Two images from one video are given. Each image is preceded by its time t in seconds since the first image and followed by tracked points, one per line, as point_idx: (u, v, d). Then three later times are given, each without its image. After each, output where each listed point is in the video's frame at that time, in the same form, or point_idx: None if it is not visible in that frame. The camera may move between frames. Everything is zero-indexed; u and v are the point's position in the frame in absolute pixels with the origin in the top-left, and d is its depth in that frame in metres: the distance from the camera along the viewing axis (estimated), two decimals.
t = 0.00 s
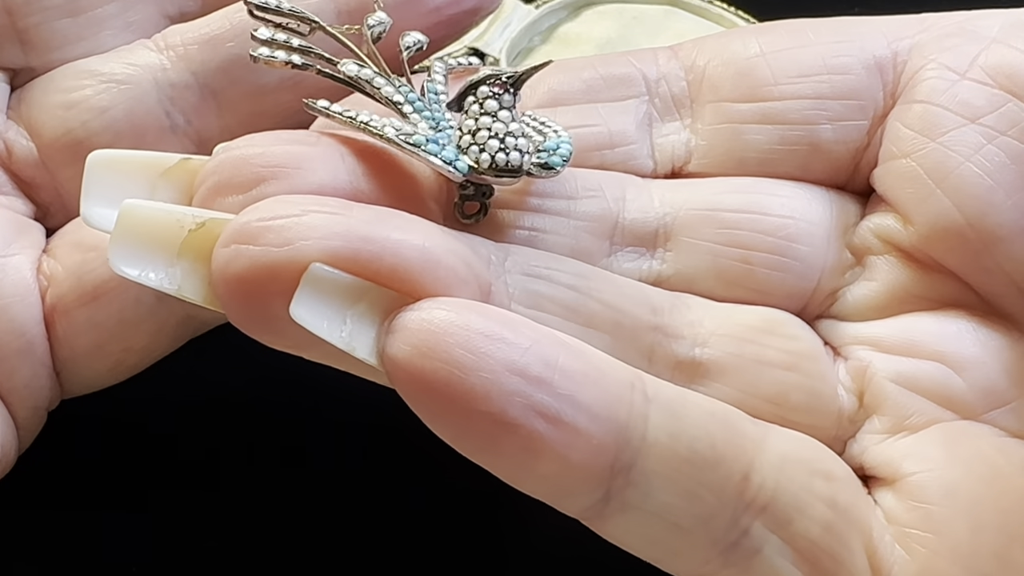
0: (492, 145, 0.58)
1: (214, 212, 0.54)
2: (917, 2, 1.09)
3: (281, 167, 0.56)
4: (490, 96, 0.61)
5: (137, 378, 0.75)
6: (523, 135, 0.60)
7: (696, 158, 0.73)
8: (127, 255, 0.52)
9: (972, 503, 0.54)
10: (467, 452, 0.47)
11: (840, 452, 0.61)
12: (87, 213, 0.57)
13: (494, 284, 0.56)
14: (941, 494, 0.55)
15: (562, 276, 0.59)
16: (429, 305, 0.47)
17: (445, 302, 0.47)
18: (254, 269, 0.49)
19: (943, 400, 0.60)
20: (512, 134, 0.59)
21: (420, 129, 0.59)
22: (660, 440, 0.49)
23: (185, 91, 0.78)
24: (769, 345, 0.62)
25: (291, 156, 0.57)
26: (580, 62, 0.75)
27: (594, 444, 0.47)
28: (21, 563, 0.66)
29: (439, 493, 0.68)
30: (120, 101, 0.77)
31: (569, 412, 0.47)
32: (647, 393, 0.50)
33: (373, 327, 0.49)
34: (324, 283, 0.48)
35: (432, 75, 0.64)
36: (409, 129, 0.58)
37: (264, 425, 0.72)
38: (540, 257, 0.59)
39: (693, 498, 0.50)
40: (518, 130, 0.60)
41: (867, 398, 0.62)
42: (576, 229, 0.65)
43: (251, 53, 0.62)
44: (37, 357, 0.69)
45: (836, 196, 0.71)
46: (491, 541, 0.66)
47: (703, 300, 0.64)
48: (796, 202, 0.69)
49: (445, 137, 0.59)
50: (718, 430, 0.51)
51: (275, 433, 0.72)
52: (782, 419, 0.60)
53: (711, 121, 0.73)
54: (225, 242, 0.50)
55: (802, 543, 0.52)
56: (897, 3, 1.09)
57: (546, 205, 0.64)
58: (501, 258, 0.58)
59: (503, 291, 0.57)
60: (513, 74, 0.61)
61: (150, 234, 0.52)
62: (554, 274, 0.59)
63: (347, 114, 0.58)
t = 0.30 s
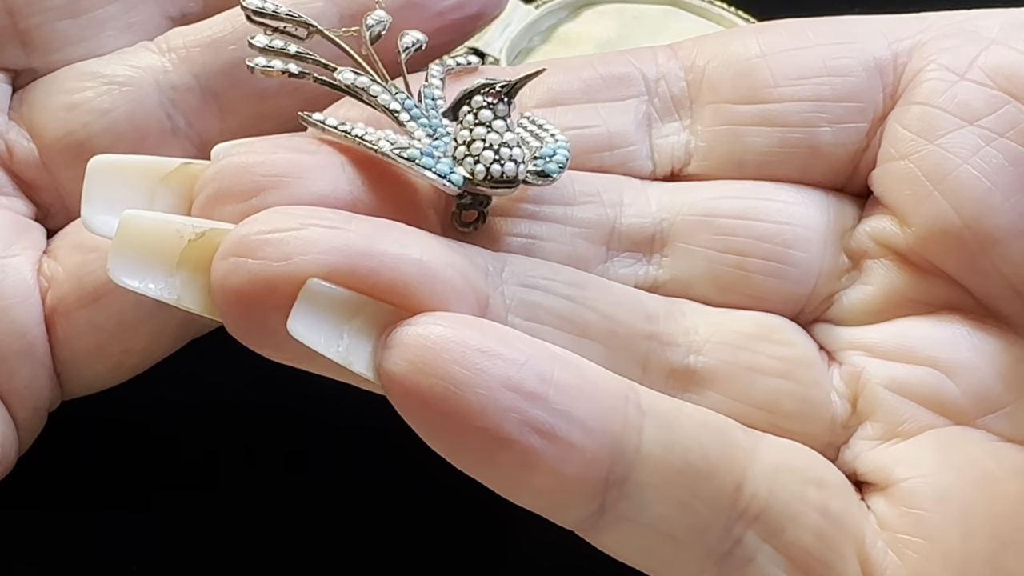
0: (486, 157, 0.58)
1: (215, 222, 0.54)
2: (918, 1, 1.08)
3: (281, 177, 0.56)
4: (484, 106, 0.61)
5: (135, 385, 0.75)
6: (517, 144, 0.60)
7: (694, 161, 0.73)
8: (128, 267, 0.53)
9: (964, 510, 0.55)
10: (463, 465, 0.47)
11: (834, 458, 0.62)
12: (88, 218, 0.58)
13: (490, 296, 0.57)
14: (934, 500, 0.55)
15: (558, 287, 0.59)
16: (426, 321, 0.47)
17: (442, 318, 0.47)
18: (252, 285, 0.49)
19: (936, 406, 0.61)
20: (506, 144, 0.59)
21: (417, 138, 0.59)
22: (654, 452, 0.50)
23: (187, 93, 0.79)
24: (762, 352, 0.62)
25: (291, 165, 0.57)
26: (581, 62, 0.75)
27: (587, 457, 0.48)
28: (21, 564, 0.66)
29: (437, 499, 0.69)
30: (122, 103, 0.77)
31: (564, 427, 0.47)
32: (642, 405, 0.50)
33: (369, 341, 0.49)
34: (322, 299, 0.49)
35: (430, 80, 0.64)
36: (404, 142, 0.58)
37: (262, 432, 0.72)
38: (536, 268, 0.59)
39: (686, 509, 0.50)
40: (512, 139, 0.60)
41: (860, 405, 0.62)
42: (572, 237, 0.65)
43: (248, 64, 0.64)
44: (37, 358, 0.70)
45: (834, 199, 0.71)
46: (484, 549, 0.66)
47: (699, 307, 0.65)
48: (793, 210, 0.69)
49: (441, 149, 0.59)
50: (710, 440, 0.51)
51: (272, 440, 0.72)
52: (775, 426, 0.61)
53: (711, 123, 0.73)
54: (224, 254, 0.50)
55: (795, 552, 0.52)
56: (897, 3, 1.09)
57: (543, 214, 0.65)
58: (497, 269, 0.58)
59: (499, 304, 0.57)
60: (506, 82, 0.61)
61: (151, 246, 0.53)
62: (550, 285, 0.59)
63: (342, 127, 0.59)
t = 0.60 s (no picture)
0: (478, 168, 0.58)
1: (213, 235, 0.55)
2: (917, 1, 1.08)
3: (278, 190, 0.56)
4: (475, 116, 0.61)
5: (131, 392, 0.75)
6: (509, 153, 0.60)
7: (695, 164, 0.73)
8: (127, 280, 0.53)
9: (959, 514, 0.56)
10: (458, 476, 0.48)
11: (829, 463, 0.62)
12: (89, 232, 0.58)
13: (486, 308, 0.57)
14: (930, 504, 0.56)
15: (553, 297, 0.59)
16: (421, 334, 0.47)
17: (437, 331, 0.48)
18: (250, 298, 0.49)
19: (932, 410, 0.61)
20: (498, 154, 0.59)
21: (413, 151, 0.60)
22: (648, 462, 0.50)
23: (187, 93, 0.79)
24: (757, 358, 0.62)
25: (289, 177, 0.57)
26: (580, 62, 0.75)
27: (582, 468, 0.48)
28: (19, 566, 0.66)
29: (433, 503, 0.69)
30: (122, 103, 0.77)
31: (559, 439, 0.47)
32: (636, 416, 0.50)
33: (365, 354, 0.49)
34: (318, 313, 0.49)
35: (426, 89, 0.65)
36: (395, 156, 0.58)
37: (258, 436, 0.72)
38: (531, 276, 0.59)
39: (683, 518, 0.50)
40: (504, 149, 0.60)
41: (855, 409, 0.63)
42: (569, 244, 0.66)
43: (245, 77, 0.64)
44: (37, 358, 0.70)
45: (834, 202, 0.71)
46: (484, 552, 0.67)
47: (695, 312, 0.65)
48: (789, 215, 0.69)
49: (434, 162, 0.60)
50: (705, 448, 0.52)
51: (269, 445, 0.72)
52: (770, 432, 0.61)
53: (712, 126, 0.73)
54: (222, 269, 0.50)
55: (792, 559, 0.52)
56: (896, 3, 1.09)
57: (540, 222, 0.65)
58: (494, 278, 0.59)
59: (495, 315, 0.57)
60: (497, 91, 0.61)
61: (150, 259, 0.53)
62: (545, 295, 0.59)
63: (334, 143, 0.59)
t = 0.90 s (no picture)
0: (482, 181, 0.59)
1: (217, 246, 0.55)
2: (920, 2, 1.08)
3: (281, 202, 0.57)
4: (480, 126, 0.61)
5: (134, 397, 0.75)
6: (513, 165, 0.60)
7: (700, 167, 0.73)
8: (131, 292, 0.53)
9: (955, 517, 0.56)
10: (457, 489, 0.48)
11: (825, 467, 0.62)
12: (96, 242, 0.58)
13: (487, 316, 0.57)
14: (927, 507, 0.56)
15: (554, 305, 0.59)
16: (420, 347, 0.48)
17: (436, 343, 0.48)
18: (251, 310, 0.50)
19: (930, 413, 0.61)
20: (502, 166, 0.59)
21: (419, 158, 0.61)
22: (645, 472, 0.50)
23: (192, 94, 0.79)
24: (753, 364, 0.62)
25: (292, 190, 0.57)
26: (585, 62, 0.75)
27: (580, 480, 0.48)
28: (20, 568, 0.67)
29: (434, 506, 0.69)
30: (128, 104, 0.78)
31: (557, 450, 0.47)
32: (633, 426, 0.51)
33: (363, 365, 0.50)
34: (318, 326, 0.49)
35: (431, 92, 0.65)
36: (399, 168, 0.58)
37: (260, 441, 0.72)
38: (534, 284, 0.59)
39: (680, 526, 0.51)
40: (507, 160, 0.60)
41: (853, 413, 0.63)
42: (573, 250, 0.66)
43: (250, 78, 0.65)
44: (39, 359, 0.70)
45: (837, 205, 0.72)
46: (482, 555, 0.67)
47: (693, 317, 0.65)
48: (793, 221, 0.68)
49: (438, 172, 0.60)
50: (702, 457, 0.52)
51: (270, 451, 0.72)
52: (767, 437, 0.61)
53: (717, 128, 0.73)
54: (225, 280, 0.51)
55: (789, 565, 0.53)
56: (897, 3, 1.09)
57: (544, 228, 0.65)
58: (496, 286, 0.59)
59: (496, 324, 0.58)
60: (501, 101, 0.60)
61: (154, 270, 0.53)
62: (546, 304, 0.59)
63: (339, 153, 0.59)
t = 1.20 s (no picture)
0: (498, 178, 0.58)
1: (229, 241, 0.55)
2: (922, 4, 1.08)
3: (296, 196, 0.56)
4: (494, 124, 0.61)
5: (141, 395, 0.75)
6: (529, 163, 0.60)
7: (706, 167, 0.73)
8: (142, 287, 0.53)
9: (960, 519, 0.56)
10: (471, 488, 0.48)
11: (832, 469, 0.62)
12: (105, 238, 0.58)
13: (501, 314, 0.57)
14: (932, 510, 0.56)
15: (568, 304, 0.59)
16: (436, 344, 0.47)
17: (451, 340, 0.48)
18: (265, 303, 0.49)
19: (936, 416, 0.61)
20: (518, 163, 0.59)
21: (429, 156, 0.60)
22: (659, 472, 0.50)
23: (194, 92, 0.79)
24: (762, 365, 0.62)
25: (306, 184, 0.57)
26: (590, 63, 0.75)
27: (594, 481, 0.48)
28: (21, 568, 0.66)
29: (439, 507, 0.69)
30: (129, 101, 0.77)
31: (573, 450, 0.47)
32: (648, 427, 0.51)
33: (377, 361, 0.49)
34: (332, 321, 0.49)
35: (438, 91, 0.65)
36: (415, 165, 0.58)
37: (268, 440, 0.72)
38: (548, 283, 0.59)
39: (690, 528, 0.51)
40: (523, 158, 0.60)
41: (859, 415, 0.63)
42: (582, 250, 0.66)
43: (256, 77, 0.65)
44: (41, 359, 0.70)
45: (842, 206, 0.71)
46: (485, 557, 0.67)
47: (701, 317, 0.65)
48: (801, 222, 0.68)
49: (453, 171, 0.60)
50: (713, 457, 0.52)
51: (279, 450, 0.72)
52: (776, 438, 0.61)
53: (723, 129, 0.73)
54: (238, 274, 0.50)
55: (797, 568, 0.52)
56: (900, 5, 1.08)
57: (554, 227, 0.65)
58: (511, 284, 0.58)
59: (511, 321, 0.57)
60: (517, 98, 0.60)
61: (165, 264, 0.53)
62: (560, 303, 0.59)
63: (351, 149, 0.59)
